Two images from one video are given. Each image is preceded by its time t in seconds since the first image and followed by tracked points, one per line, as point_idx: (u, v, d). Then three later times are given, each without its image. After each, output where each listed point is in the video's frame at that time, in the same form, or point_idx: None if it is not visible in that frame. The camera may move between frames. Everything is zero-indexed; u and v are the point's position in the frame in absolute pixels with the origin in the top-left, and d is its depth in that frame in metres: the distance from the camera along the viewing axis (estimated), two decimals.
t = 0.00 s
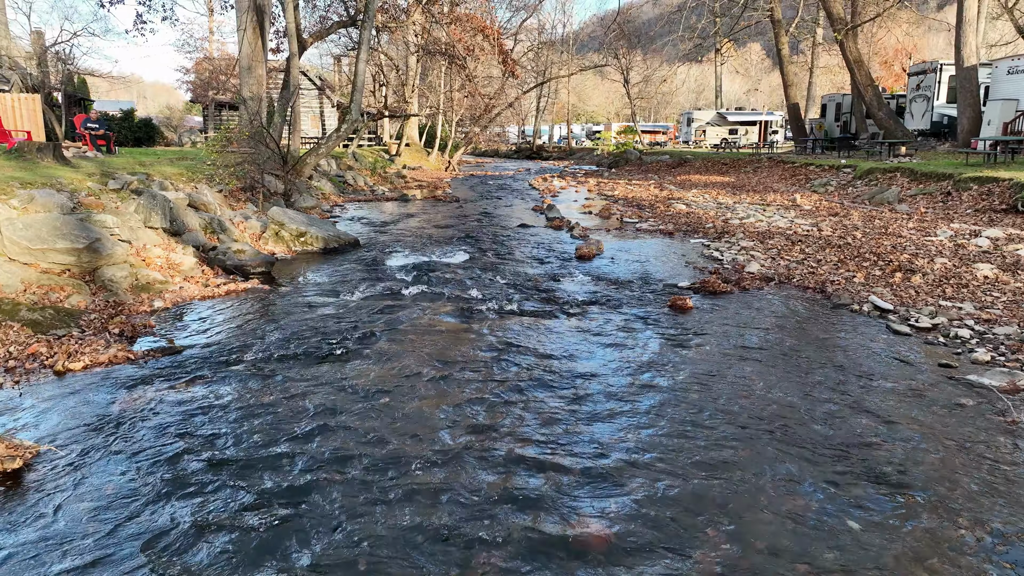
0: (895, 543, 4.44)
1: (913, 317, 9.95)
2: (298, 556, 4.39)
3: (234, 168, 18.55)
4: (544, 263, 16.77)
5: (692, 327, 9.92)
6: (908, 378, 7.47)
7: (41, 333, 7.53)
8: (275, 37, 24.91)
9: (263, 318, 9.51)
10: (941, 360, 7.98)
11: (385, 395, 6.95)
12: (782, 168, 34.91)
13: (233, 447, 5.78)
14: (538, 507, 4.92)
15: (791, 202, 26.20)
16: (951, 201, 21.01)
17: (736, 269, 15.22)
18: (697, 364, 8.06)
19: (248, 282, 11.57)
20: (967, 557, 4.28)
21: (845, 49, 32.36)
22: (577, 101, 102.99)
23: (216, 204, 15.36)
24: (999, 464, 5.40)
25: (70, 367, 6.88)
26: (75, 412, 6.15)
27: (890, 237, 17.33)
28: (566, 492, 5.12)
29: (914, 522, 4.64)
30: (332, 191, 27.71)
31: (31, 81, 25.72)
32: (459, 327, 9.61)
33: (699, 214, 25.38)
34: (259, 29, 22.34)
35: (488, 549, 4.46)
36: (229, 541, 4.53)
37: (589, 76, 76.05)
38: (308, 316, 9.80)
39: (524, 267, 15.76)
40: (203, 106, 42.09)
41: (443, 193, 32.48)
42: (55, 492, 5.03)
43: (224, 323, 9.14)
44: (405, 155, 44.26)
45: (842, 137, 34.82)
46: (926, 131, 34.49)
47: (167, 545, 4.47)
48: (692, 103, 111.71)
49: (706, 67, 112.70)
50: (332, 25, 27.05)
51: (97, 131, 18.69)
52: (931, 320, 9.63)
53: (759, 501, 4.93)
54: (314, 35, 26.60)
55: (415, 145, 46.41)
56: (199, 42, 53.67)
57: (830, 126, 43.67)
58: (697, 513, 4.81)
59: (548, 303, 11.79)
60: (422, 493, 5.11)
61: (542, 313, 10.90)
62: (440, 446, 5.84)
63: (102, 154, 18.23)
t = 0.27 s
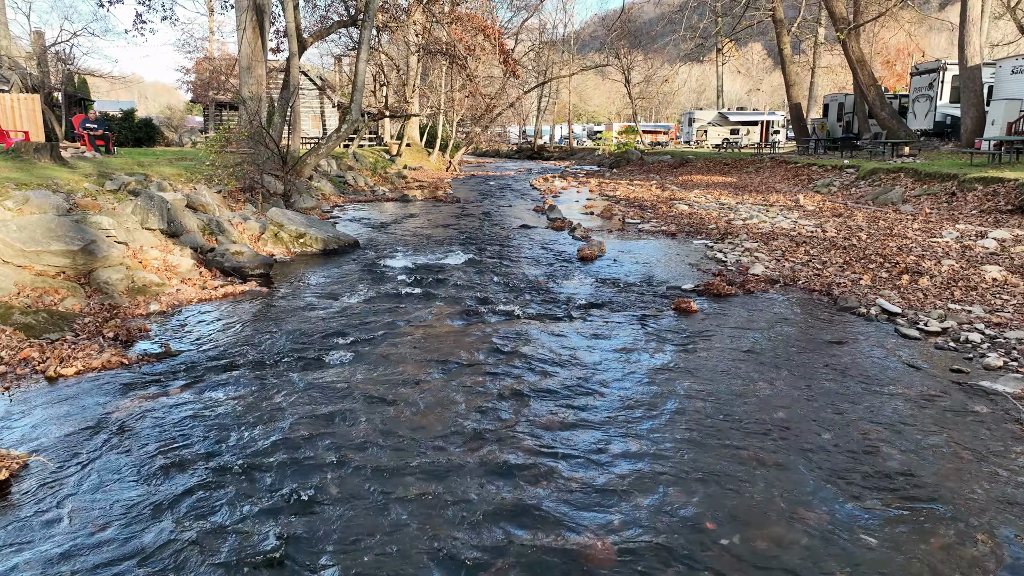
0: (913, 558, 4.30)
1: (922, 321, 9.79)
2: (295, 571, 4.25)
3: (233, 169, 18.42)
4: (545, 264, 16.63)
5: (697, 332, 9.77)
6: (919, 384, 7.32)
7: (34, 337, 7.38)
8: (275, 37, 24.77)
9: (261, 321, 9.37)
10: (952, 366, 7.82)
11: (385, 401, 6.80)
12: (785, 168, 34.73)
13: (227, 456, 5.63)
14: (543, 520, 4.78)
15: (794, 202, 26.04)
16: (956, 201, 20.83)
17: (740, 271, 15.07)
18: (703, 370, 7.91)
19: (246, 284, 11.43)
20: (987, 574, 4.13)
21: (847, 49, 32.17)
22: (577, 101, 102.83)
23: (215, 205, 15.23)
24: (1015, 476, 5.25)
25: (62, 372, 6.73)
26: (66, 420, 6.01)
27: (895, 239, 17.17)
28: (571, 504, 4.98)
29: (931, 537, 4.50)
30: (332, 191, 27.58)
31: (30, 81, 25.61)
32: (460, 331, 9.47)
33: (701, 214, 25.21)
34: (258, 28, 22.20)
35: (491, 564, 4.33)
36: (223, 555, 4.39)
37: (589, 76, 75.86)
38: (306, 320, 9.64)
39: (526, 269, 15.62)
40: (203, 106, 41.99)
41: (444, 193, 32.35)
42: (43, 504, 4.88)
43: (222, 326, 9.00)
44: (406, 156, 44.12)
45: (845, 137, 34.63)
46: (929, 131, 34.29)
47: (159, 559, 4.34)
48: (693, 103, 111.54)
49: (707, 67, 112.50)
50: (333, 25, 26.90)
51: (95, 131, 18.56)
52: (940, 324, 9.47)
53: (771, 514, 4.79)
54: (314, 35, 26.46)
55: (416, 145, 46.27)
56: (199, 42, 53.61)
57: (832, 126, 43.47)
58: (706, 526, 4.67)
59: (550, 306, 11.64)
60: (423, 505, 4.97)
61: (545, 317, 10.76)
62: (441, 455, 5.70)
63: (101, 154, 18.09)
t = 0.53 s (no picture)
0: None
1: (939, 326, 9.55)
2: None
3: (238, 169, 18.35)
4: (552, 266, 16.44)
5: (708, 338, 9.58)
6: (938, 393, 7.11)
7: (32, 341, 7.26)
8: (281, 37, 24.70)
9: (263, 325, 9.24)
10: (973, 373, 7.60)
11: (387, 410, 6.64)
12: (793, 168, 34.40)
13: (223, 468, 5.48)
14: (551, 538, 4.62)
15: (803, 203, 25.75)
16: (969, 202, 20.50)
17: (750, 274, 14.85)
18: (714, 378, 7.71)
19: (248, 287, 11.31)
20: None
21: (856, 49, 31.81)
22: (583, 101, 102.57)
23: (219, 206, 15.13)
24: None
25: (58, 379, 6.61)
26: (61, 429, 5.89)
27: (907, 240, 16.88)
28: (580, 520, 4.82)
29: (957, 557, 4.31)
30: (338, 192, 27.49)
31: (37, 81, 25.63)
32: (465, 336, 9.30)
33: (709, 215, 24.96)
34: (263, 28, 22.11)
35: None
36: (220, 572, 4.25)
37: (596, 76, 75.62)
38: (308, 324, 9.51)
39: (532, 271, 15.44)
40: (210, 107, 42.03)
41: (450, 194, 32.20)
42: (35, 517, 4.75)
43: (223, 330, 8.86)
44: (412, 156, 44.00)
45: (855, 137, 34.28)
46: (939, 131, 33.87)
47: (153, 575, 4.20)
48: (699, 103, 111.08)
49: (713, 67, 112.02)
50: (338, 25, 26.80)
51: (100, 131, 18.49)
52: (958, 330, 9.23)
53: (788, 532, 4.62)
54: (320, 35, 26.35)
55: (422, 145, 46.16)
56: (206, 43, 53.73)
57: (841, 126, 43.07)
58: (720, 545, 4.50)
59: (557, 310, 11.46)
60: (427, 520, 4.82)
61: (552, 321, 10.59)
62: (444, 467, 5.54)
63: (106, 155, 18.06)
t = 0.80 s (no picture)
0: None
1: (968, 333, 9.23)
2: None
3: (250, 169, 18.31)
4: (565, 269, 16.23)
5: (727, 344, 9.33)
6: (969, 406, 6.82)
7: (38, 345, 7.17)
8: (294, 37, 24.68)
9: (272, 328, 9.12)
10: (1005, 384, 7.29)
11: (397, 419, 6.48)
12: (810, 168, 33.85)
13: (227, 481, 5.33)
14: (567, 562, 4.46)
15: (821, 204, 25.31)
16: (992, 203, 19.98)
17: (768, 276, 14.53)
18: (735, 389, 7.46)
19: (258, 289, 11.20)
20: None
21: (875, 47, 31.21)
22: (597, 100, 102.09)
23: (231, 207, 15.07)
24: None
25: (63, 384, 6.50)
26: (64, 437, 5.77)
27: (930, 242, 16.46)
28: (596, 544, 4.65)
29: None
30: (351, 192, 27.45)
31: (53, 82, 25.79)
32: (478, 341, 9.12)
33: (725, 216, 24.59)
34: (277, 28, 22.08)
35: None
36: None
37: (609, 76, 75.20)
38: (318, 328, 9.37)
39: (545, 274, 15.23)
40: (225, 107, 42.23)
41: (463, 194, 32.05)
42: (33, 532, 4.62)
43: (232, 333, 8.74)
44: (425, 156, 43.91)
45: (873, 136, 33.68)
46: (959, 130, 33.17)
47: None
48: (713, 103, 110.21)
49: (728, 66, 111.10)
50: (351, 24, 26.74)
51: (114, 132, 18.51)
52: (988, 337, 8.90)
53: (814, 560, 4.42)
54: (333, 35, 26.31)
55: (435, 145, 46.08)
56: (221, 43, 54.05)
57: (858, 125, 42.35)
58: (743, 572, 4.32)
59: (571, 314, 11.25)
60: (439, 540, 4.67)
61: (566, 326, 10.39)
62: (455, 484, 5.37)
63: (120, 155, 18.11)
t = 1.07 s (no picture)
0: None
1: (1006, 342, 8.83)
2: None
3: (269, 170, 18.29)
4: (584, 271, 15.97)
5: (752, 353, 9.04)
6: (1009, 424, 6.52)
7: (51, 348, 7.08)
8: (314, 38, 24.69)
9: (286, 331, 9.01)
10: None
11: (411, 433, 6.32)
12: (834, 169, 33.13)
13: (238, 495, 5.20)
14: None
15: (845, 206, 24.74)
16: None
17: (793, 280, 14.15)
18: (760, 404, 7.22)
19: (274, 291, 11.10)
20: None
21: (900, 46, 30.36)
22: (615, 100, 101.42)
23: (249, 207, 15.07)
24: None
25: (74, 389, 6.38)
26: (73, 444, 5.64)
27: (961, 246, 15.92)
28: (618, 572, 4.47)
29: None
30: (369, 193, 27.45)
31: (78, 82, 26.10)
32: (495, 348, 8.94)
33: (747, 218, 24.13)
34: (296, 28, 22.09)
35: None
36: None
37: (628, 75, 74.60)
38: (333, 331, 9.23)
39: (563, 277, 14.99)
40: (245, 107, 42.55)
41: (480, 195, 31.87)
42: (38, 545, 4.48)
43: (246, 337, 8.61)
44: (443, 156, 43.83)
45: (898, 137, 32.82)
46: (987, 130, 32.19)
47: None
48: (734, 102, 108.97)
49: (748, 65, 109.75)
50: (371, 24, 26.72)
51: (135, 132, 18.59)
52: None
53: None
54: (352, 35, 26.29)
55: (453, 145, 46.00)
56: (243, 43, 54.54)
57: (882, 126, 41.40)
58: None
59: (590, 319, 11.01)
60: (453, 564, 4.53)
61: (585, 332, 10.19)
62: (471, 505, 5.19)
63: (140, 155, 18.20)
